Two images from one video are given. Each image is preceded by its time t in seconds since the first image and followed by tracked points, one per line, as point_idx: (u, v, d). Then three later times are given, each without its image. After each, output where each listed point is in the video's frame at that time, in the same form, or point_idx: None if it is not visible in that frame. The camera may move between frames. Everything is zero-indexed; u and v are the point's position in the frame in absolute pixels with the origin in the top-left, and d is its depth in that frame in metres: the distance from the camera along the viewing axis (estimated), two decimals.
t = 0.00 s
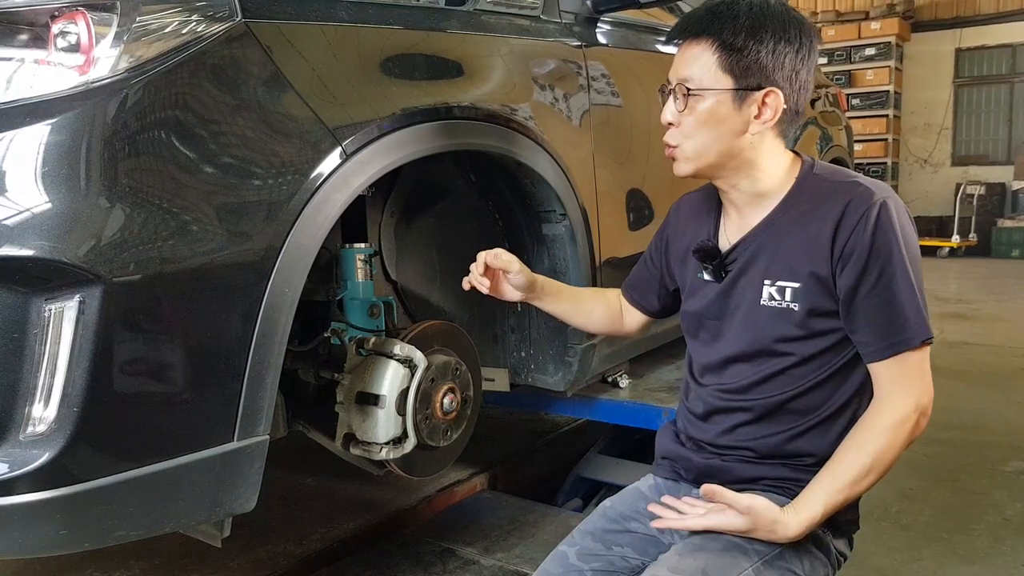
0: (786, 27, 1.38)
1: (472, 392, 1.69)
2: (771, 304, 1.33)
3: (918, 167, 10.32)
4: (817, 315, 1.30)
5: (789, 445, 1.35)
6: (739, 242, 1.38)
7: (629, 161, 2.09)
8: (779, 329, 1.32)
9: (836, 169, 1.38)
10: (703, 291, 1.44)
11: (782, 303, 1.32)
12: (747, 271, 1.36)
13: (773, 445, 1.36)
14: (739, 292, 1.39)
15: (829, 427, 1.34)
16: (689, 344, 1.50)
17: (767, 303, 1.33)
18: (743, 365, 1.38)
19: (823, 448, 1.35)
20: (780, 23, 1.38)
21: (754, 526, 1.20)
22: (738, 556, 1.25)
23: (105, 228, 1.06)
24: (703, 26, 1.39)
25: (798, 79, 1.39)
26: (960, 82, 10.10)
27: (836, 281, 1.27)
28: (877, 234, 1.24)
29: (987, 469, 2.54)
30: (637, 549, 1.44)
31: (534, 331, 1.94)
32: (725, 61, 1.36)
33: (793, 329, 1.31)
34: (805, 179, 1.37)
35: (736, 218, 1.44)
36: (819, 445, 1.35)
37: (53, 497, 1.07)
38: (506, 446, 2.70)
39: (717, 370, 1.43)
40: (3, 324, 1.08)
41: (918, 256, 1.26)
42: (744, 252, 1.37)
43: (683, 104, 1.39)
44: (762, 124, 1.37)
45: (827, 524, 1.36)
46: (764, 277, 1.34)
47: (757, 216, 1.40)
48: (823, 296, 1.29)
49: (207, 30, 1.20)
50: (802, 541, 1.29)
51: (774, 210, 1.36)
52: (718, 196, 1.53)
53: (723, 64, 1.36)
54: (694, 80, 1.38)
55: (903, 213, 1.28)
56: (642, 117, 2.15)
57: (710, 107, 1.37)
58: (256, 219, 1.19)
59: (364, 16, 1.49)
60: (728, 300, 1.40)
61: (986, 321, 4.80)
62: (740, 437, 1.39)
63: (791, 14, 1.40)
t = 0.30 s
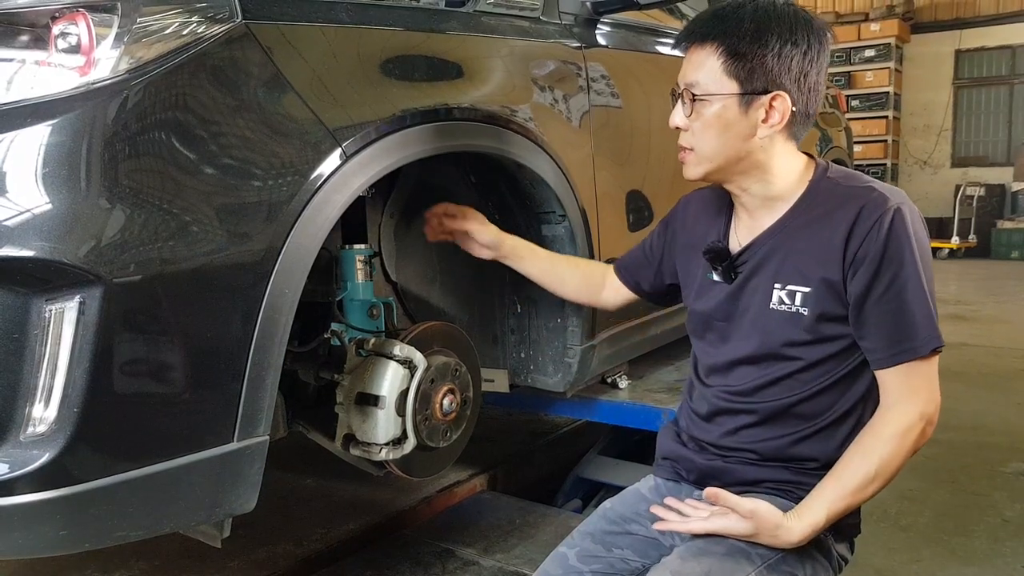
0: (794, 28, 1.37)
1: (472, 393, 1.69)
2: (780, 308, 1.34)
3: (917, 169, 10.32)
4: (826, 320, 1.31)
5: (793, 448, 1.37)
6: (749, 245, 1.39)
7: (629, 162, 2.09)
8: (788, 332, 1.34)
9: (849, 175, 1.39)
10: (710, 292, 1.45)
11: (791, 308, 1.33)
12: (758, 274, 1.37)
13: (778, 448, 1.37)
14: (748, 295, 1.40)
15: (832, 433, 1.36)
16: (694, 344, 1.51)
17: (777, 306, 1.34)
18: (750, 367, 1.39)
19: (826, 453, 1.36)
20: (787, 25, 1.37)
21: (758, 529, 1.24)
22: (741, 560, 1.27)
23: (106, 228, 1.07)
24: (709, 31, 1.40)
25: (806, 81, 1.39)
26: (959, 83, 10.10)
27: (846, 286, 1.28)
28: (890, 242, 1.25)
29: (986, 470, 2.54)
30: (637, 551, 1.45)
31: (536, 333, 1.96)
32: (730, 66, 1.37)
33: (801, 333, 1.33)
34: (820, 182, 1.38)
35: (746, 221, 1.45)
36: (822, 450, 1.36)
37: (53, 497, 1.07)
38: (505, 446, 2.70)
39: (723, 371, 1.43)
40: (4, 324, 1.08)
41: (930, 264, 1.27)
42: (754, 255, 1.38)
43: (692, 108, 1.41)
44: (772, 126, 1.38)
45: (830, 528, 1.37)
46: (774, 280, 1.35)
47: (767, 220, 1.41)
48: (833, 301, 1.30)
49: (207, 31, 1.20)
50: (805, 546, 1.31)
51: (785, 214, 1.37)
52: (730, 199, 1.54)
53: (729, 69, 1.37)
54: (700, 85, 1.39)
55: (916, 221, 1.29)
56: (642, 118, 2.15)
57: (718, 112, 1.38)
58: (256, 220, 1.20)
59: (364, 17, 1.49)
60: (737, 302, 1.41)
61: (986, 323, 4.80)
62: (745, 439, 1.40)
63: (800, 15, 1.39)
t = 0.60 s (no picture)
0: (796, 29, 1.38)
1: (473, 393, 1.69)
2: (783, 309, 1.34)
3: (917, 170, 10.33)
4: (830, 321, 1.32)
5: (795, 448, 1.37)
6: (751, 246, 1.39)
7: (629, 163, 2.10)
8: (791, 333, 1.34)
9: (849, 176, 1.40)
10: (711, 293, 1.45)
11: (795, 309, 1.33)
12: (761, 274, 1.37)
13: (780, 448, 1.38)
14: (751, 296, 1.40)
15: (833, 432, 1.37)
16: (691, 343, 1.50)
17: (780, 308, 1.35)
18: (752, 368, 1.39)
19: (828, 454, 1.37)
20: (789, 27, 1.38)
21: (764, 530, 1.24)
22: (745, 560, 1.27)
23: (107, 228, 1.07)
24: (712, 32, 1.39)
25: (809, 82, 1.39)
26: (959, 84, 10.11)
27: (849, 287, 1.29)
28: (893, 243, 1.26)
29: (986, 471, 2.54)
30: (637, 552, 1.45)
31: (536, 333, 1.97)
32: (734, 68, 1.36)
33: (804, 334, 1.33)
34: (822, 185, 1.38)
35: (748, 222, 1.45)
36: (824, 450, 1.37)
37: (55, 497, 1.07)
38: (505, 447, 2.70)
39: (724, 372, 1.43)
40: (5, 325, 1.09)
41: (931, 265, 1.28)
42: (757, 256, 1.38)
43: (696, 111, 1.40)
44: (777, 127, 1.38)
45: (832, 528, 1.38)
46: (778, 281, 1.35)
47: (770, 221, 1.41)
48: (836, 302, 1.31)
49: (208, 31, 1.20)
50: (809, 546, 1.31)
51: (788, 215, 1.37)
52: (728, 199, 1.54)
53: (733, 71, 1.36)
54: (704, 88, 1.38)
55: (918, 222, 1.30)
56: (642, 119, 2.16)
57: (722, 114, 1.37)
58: (257, 220, 1.20)
59: (365, 17, 1.48)
60: (739, 303, 1.41)
61: (986, 324, 4.81)
62: (746, 439, 1.41)
63: (802, 16, 1.40)
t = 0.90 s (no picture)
0: (775, 34, 1.38)
1: (473, 395, 1.69)
2: (776, 311, 1.34)
3: (917, 171, 10.33)
4: (822, 320, 1.32)
5: (793, 449, 1.37)
6: (742, 249, 1.39)
7: (629, 164, 2.10)
8: (785, 336, 1.34)
9: (835, 175, 1.41)
10: (704, 297, 1.45)
11: (787, 311, 1.33)
12: (752, 278, 1.37)
13: (779, 450, 1.38)
14: (743, 299, 1.39)
15: (832, 432, 1.37)
16: (685, 348, 1.50)
17: (773, 310, 1.35)
18: (748, 371, 1.39)
19: (828, 454, 1.37)
20: (769, 32, 1.38)
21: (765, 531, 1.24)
22: (747, 561, 1.27)
23: (108, 230, 1.07)
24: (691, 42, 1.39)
25: (792, 86, 1.39)
26: (959, 85, 10.11)
27: (840, 286, 1.29)
28: (881, 240, 1.26)
29: (986, 472, 2.54)
30: (638, 553, 1.45)
31: (537, 334, 1.97)
32: (716, 77, 1.36)
33: (799, 336, 1.33)
34: (805, 186, 1.39)
35: (736, 225, 1.45)
36: (824, 450, 1.37)
37: (56, 498, 1.07)
38: (506, 447, 2.71)
39: (721, 376, 1.43)
40: (6, 326, 1.09)
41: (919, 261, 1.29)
42: (748, 259, 1.38)
43: (678, 121, 1.39)
44: (760, 133, 1.38)
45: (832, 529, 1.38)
46: (769, 284, 1.35)
47: (758, 224, 1.41)
48: (828, 302, 1.31)
49: (209, 33, 1.20)
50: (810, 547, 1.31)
51: (777, 216, 1.37)
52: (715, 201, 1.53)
53: (714, 80, 1.36)
54: (686, 98, 1.38)
55: (905, 219, 1.31)
56: (642, 120, 2.16)
57: (705, 123, 1.37)
58: (258, 221, 1.20)
59: (365, 19, 1.47)
60: (731, 306, 1.40)
61: (985, 325, 4.81)
62: (746, 442, 1.41)
63: (780, 20, 1.40)
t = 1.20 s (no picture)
0: (747, 40, 1.38)
1: (474, 395, 1.69)
2: (765, 314, 1.35)
3: (918, 171, 10.33)
4: (811, 320, 1.32)
5: (794, 452, 1.38)
6: (727, 254, 1.39)
7: (629, 164, 2.10)
8: (776, 338, 1.34)
9: (817, 174, 1.42)
10: (695, 304, 1.45)
11: (776, 313, 1.34)
12: (740, 282, 1.37)
13: (781, 453, 1.38)
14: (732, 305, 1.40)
15: (832, 432, 1.37)
16: (681, 355, 1.50)
17: (763, 313, 1.35)
18: (745, 375, 1.39)
19: (829, 455, 1.37)
20: (741, 39, 1.38)
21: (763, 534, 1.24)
22: (746, 563, 1.27)
23: (109, 230, 1.07)
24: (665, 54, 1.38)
25: (766, 91, 1.40)
26: (960, 86, 10.11)
27: (825, 285, 1.29)
28: (862, 235, 1.26)
29: (987, 472, 2.54)
30: (640, 554, 1.45)
31: (537, 334, 1.97)
32: (695, 87, 1.35)
33: (790, 337, 1.33)
34: (786, 186, 1.39)
35: (722, 230, 1.45)
36: (826, 451, 1.37)
37: (56, 499, 1.08)
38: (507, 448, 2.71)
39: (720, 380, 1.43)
40: (6, 326, 1.09)
41: (903, 253, 1.29)
42: (735, 263, 1.38)
43: (660, 134, 1.38)
44: (740, 140, 1.38)
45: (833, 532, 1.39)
46: (756, 288, 1.36)
47: (742, 227, 1.41)
48: (815, 301, 1.31)
49: (210, 34, 1.20)
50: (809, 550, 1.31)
51: (761, 219, 1.38)
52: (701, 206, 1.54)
53: (692, 91, 1.35)
54: (665, 110, 1.37)
55: (886, 212, 1.31)
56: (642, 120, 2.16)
57: (687, 135, 1.36)
58: (258, 221, 1.20)
59: (365, 19, 1.47)
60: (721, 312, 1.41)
61: (986, 325, 4.81)
62: (749, 445, 1.41)
63: (747, 26, 1.41)
